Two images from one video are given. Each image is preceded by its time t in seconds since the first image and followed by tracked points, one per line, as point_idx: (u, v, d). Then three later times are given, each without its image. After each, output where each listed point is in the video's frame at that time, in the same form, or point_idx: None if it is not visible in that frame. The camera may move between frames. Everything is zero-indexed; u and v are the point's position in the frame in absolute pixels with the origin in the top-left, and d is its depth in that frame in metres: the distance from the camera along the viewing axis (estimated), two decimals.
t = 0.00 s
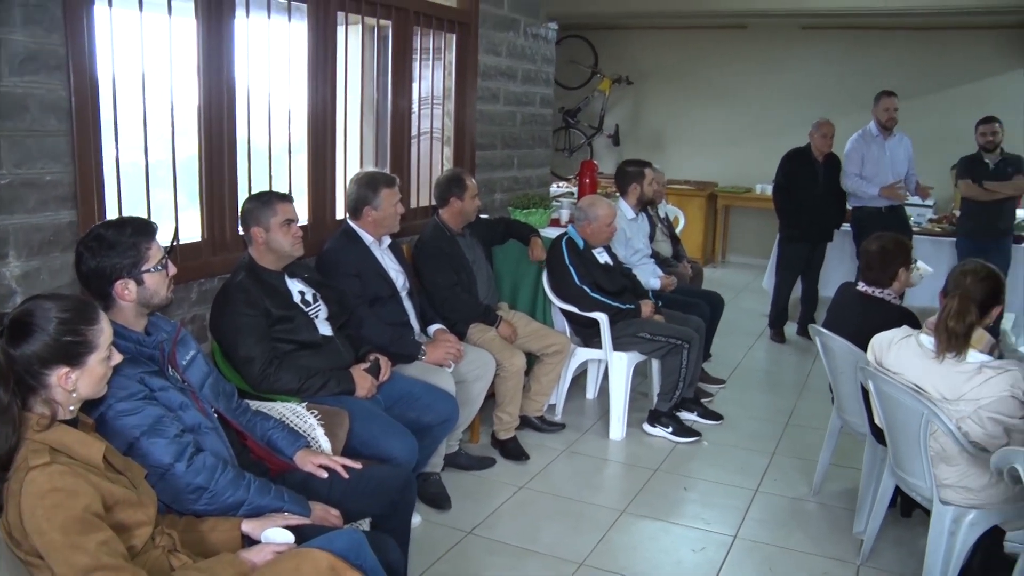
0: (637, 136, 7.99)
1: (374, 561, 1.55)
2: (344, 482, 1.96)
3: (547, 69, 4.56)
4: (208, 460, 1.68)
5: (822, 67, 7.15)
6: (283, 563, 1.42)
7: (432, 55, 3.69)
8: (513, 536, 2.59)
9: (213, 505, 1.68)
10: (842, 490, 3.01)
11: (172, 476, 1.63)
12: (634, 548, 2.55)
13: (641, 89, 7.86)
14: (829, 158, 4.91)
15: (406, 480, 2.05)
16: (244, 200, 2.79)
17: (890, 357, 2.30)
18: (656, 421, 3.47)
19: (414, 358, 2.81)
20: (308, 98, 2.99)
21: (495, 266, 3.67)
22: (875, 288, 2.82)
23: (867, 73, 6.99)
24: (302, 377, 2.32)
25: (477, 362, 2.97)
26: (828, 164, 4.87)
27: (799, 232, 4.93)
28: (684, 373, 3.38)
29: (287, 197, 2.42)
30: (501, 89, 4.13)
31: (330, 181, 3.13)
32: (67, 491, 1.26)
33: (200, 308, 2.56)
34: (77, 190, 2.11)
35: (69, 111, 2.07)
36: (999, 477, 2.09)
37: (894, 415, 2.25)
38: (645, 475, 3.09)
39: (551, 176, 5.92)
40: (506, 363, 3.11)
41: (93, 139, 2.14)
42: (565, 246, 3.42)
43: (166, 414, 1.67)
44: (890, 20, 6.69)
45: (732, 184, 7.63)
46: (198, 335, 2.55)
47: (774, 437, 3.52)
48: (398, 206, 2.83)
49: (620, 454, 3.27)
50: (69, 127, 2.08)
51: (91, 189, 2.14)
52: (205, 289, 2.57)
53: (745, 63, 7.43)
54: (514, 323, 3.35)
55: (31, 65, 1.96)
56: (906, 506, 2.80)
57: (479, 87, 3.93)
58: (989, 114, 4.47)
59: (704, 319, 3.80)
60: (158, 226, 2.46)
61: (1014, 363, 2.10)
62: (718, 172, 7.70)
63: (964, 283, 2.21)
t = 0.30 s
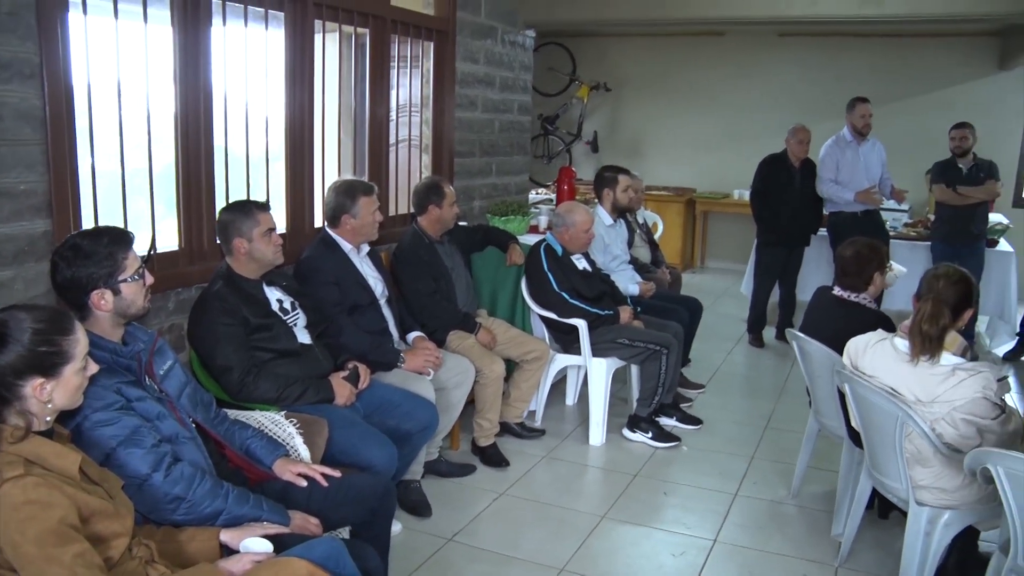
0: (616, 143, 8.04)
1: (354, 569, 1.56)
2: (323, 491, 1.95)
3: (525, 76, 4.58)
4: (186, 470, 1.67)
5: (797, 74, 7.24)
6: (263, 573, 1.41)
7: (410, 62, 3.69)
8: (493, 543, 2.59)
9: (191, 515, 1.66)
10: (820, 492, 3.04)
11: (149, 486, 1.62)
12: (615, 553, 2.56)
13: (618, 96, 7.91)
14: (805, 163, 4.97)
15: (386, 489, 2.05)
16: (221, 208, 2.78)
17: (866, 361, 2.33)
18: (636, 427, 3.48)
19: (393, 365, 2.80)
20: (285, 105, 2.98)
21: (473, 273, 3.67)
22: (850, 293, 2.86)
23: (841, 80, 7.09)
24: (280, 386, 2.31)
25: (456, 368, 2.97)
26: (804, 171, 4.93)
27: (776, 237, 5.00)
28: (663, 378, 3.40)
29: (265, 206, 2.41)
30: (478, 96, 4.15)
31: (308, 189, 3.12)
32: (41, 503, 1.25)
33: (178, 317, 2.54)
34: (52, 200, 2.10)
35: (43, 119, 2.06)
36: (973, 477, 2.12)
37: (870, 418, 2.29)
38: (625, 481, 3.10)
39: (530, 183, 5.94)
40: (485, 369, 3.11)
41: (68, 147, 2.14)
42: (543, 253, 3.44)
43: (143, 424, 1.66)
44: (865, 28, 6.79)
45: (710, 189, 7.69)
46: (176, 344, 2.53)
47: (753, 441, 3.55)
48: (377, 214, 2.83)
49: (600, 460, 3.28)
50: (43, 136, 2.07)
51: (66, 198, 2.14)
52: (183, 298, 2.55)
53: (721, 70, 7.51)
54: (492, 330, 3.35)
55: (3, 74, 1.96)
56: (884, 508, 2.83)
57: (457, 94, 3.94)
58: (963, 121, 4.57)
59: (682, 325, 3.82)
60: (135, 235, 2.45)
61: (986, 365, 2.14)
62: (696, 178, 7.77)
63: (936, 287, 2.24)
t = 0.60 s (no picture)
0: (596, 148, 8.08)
1: None
2: (303, 499, 1.95)
3: (504, 83, 4.59)
4: (163, 480, 1.66)
5: (774, 80, 7.32)
6: None
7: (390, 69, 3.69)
8: (475, 549, 2.59)
9: (169, 525, 1.65)
10: (800, 495, 3.07)
11: (126, 497, 1.61)
12: (596, 557, 2.57)
13: (597, 103, 7.96)
14: (783, 168, 5.01)
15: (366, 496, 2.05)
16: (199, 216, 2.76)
17: (843, 363, 2.36)
18: (616, 431, 3.50)
19: (373, 373, 2.80)
20: (263, 112, 2.97)
21: (454, 280, 3.68)
22: (828, 297, 2.88)
23: (817, 86, 7.18)
24: (259, 395, 2.31)
25: (437, 375, 2.97)
26: (782, 175, 4.98)
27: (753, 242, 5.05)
28: (643, 383, 3.42)
29: (243, 214, 2.39)
30: (458, 103, 4.16)
31: (287, 196, 3.11)
32: (15, 515, 1.24)
33: (156, 325, 2.53)
34: (27, 208, 2.12)
35: (16, 127, 2.08)
36: (948, 478, 2.15)
37: (847, 420, 2.31)
38: (606, 485, 3.11)
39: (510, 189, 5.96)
40: (465, 376, 3.11)
41: (42, 155, 2.14)
42: (523, 259, 3.45)
43: (120, 434, 1.64)
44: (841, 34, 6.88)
45: (690, 195, 7.75)
46: (154, 353, 2.52)
47: (734, 444, 3.57)
48: (355, 222, 2.82)
49: (581, 465, 3.30)
50: (17, 143, 2.09)
51: (41, 206, 2.15)
52: (161, 306, 2.54)
53: (699, 76, 7.57)
54: (473, 336, 3.36)
55: None
56: (863, 510, 2.86)
57: (436, 101, 3.95)
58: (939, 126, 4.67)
59: (662, 329, 3.84)
60: (112, 243, 2.44)
61: (960, 366, 2.18)
62: (675, 183, 7.83)
63: (912, 289, 2.28)
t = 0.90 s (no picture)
0: (574, 153, 8.12)
1: None
2: (280, 507, 1.94)
3: (481, 88, 4.60)
4: (138, 489, 1.64)
5: (750, 85, 7.40)
6: None
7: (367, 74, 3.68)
8: (455, 554, 2.59)
9: (144, 535, 1.64)
10: (778, 496, 3.10)
11: (100, 506, 1.59)
12: (576, 561, 2.58)
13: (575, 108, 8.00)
14: (760, 172, 5.06)
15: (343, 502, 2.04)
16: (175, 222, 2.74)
17: (819, 365, 2.39)
18: (596, 435, 3.51)
19: (352, 379, 2.79)
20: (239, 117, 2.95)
21: (432, 284, 3.67)
22: (803, 299, 2.92)
23: (793, 90, 7.26)
24: (236, 402, 2.28)
25: (415, 381, 2.96)
26: (759, 179, 5.03)
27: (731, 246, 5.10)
28: (622, 387, 3.43)
29: (220, 222, 2.38)
30: (435, 108, 4.16)
31: (264, 202, 3.09)
32: None
33: (132, 333, 2.51)
34: None
35: None
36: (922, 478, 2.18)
37: (824, 421, 2.34)
38: (586, 489, 3.12)
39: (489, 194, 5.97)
40: (444, 382, 3.11)
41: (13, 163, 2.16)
42: (501, 264, 3.45)
43: (94, 444, 1.63)
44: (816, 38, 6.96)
45: (668, 199, 7.80)
46: (130, 361, 2.50)
47: (714, 447, 3.60)
48: (333, 228, 2.81)
49: (561, 469, 3.30)
50: None
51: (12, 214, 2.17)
52: (137, 315, 2.52)
53: (676, 81, 7.63)
54: (451, 341, 3.36)
55: None
56: (840, 510, 2.90)
57: (413, 106, 3.95)
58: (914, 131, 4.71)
59: (640, 333, 3.86)
60: (86, 251, 2.42)
61: (933, 367, 2.21)
62: (653, 187, 7.88)
63: (885, 291, 2.31)
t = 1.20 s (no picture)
0: (552, 155, 8.14)
1: None
2: (256, 513, 1.93)
3: (458, 91, 4.60)
4: (112, 498, 1.63)
5: (725, 87, 7.46)
6: None
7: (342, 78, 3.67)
8: (434, 558, 2.58)
9: (118, 544, 1.62)
10: (757, 495, 3.13)
11: (73, 516, 1.58)
12: (555, 563, 2.59)
13: (552, 110, 8.03)
14: (737, 173, 5.10)
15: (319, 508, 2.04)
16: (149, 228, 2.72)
17: (794, 364, 2.42)
18: (575, 437, 3.52)
19: (329, 384, 2.78)
20: (213, 122, 2.93)
21: (409, 288, 3.69)
22: (779, 299, 2.95)
23: (768, 92, 7.33)
24: (211, 408, 2.27)
25: (393, 385, 2.96)
26: (736, 179, 5.07)
27: (708, 246, 5.13)
28: (600, 389, 3.44)
29: (194, 227, 2.36)
30: (411, 112, 4.16)
31: (239, 207, 3.07)
32: None
33: (106, 341, 2.48)
34: None
35: None
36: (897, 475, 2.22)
37: (799, 420, 2.37)
38: (565, 491, 3.13)
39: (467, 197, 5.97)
40: (421, 386, 3.11)
41: None
42: (477, 267, 3.45)
43: (66, 452, 1.61)
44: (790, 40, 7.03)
45: (646, 201, 7.85)
46: (104, 368, 2.47)
47: (693, 447, 3.63)
48: (309, 232, 2.79)
49: (540, 471, 3.31)
50: None
51: None
52: (111, 322, 2.49)
53: (652, 84, 7.69)
54: (429, 345, 3.35)
55: None
56: (818, 508, 2.93)
57: (390, 110, 3.94)
58: (888, 130, 4.79)
59: (618, 335, 3.88)
60: (58, 257, 2.39)
61: (907, 365, 2.24)
62: (631, 189, 7.93)
63: (858, 290, 2.34)
